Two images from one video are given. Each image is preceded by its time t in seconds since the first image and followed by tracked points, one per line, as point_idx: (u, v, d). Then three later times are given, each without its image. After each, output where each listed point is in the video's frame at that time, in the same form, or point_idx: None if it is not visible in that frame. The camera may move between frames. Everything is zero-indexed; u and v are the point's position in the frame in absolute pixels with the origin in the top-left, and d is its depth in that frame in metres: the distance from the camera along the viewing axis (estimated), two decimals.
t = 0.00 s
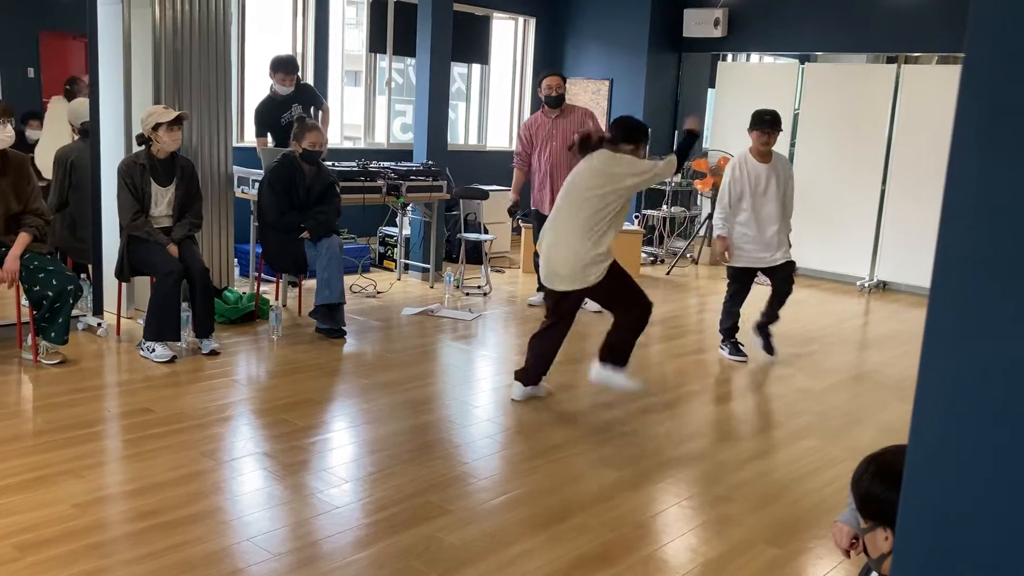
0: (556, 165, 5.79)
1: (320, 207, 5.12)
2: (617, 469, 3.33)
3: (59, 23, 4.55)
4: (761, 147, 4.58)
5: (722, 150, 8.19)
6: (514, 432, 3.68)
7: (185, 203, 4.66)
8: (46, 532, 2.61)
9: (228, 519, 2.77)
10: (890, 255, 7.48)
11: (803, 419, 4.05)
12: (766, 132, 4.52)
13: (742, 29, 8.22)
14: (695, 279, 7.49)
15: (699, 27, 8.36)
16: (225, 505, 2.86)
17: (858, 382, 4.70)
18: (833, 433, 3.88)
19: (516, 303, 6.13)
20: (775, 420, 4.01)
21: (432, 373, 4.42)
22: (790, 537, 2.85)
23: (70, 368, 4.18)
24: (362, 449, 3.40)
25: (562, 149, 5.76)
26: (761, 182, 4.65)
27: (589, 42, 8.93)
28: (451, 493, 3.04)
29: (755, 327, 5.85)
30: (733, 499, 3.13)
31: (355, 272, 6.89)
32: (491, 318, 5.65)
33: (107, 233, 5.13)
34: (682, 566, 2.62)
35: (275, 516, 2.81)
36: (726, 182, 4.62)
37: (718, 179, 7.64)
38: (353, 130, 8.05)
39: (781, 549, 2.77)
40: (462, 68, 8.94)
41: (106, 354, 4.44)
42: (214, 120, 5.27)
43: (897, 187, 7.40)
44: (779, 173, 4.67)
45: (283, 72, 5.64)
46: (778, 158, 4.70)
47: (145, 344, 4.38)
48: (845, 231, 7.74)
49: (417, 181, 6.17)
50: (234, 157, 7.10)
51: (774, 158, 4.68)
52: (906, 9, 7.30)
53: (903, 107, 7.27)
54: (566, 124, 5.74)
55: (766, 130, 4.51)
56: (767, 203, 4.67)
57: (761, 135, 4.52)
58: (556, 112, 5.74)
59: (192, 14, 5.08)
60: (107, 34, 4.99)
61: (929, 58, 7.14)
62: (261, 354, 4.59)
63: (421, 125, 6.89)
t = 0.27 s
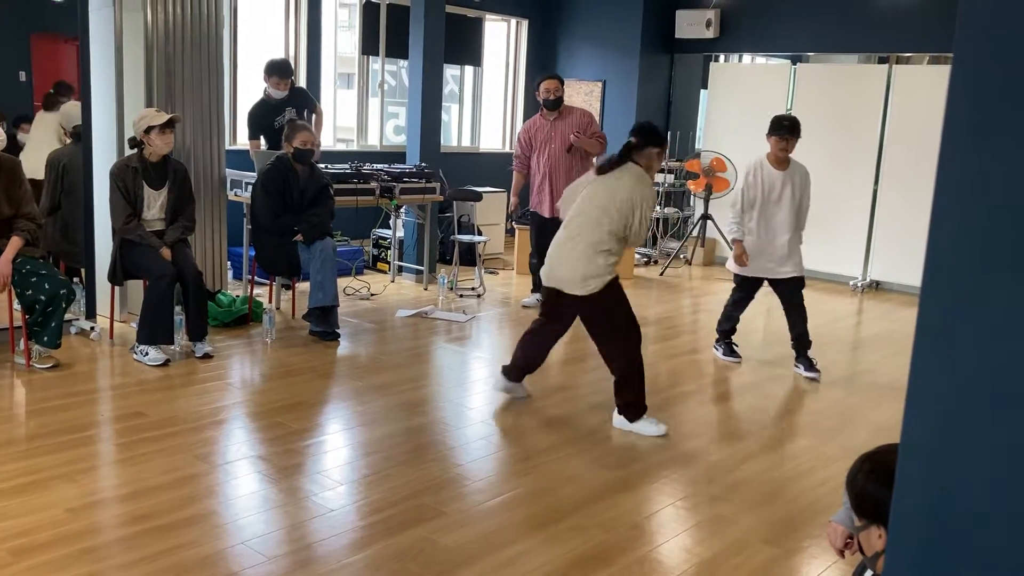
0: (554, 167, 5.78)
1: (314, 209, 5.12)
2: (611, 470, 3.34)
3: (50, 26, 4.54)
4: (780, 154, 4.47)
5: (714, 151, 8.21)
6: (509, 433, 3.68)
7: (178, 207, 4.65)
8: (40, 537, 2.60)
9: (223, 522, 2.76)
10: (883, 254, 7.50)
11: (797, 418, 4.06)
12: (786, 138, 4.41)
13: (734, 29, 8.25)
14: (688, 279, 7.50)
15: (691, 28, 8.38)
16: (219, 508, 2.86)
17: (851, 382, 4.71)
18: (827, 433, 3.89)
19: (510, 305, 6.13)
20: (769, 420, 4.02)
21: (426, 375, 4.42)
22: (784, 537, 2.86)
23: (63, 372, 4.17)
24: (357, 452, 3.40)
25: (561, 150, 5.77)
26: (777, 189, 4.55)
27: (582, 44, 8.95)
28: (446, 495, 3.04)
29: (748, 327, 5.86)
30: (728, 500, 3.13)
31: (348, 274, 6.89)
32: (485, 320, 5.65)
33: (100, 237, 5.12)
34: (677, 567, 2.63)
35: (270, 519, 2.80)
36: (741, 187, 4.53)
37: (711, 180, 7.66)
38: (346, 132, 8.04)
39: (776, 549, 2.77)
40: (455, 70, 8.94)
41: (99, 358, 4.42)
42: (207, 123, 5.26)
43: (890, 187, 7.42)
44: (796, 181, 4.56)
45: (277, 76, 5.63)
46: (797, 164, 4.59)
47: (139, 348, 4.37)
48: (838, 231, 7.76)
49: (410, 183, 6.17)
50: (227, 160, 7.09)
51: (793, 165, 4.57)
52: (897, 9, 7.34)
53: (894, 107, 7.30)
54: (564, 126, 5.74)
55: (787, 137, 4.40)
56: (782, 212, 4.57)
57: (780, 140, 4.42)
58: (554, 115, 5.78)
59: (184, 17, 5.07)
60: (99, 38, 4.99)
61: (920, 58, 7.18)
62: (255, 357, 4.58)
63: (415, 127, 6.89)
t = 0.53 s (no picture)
0: (556, 169, 5.81)
1: (305, 213, 5.12)
2: (604, 472, 3.34)
3: (39, 31, 4.51)
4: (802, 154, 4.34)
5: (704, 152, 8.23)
6: (502, 436, 3.68)
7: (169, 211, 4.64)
8: (31, 543, 2.59)
9: (215, 526, 2.76)
10: (873, 254, 7.52)
11: (789, 418, 4.07)
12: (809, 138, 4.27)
13: (724, 31, 8.27)
14: (680, 280, 7.51)
15: (681, 30, 8.40)
16: (212, 513, 2.85)
17: (843, 381, 4.73)
18: (819, 432, 3.90)
19: (503, 307, 6.13)
20: (762, 420, 4.03)
21: (419, 378, 4.42)
22: (777, 536, 2.86)
23: (54, 377, 4.15)
24: (349, 455, 3.39)
25: (564, 152, 5.80)
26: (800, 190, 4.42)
27: (573, 46, 8.96)
28: (439, 498, 3.04)
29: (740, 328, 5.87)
30: (721, 500, 3.14)
31: (340, 277, 6.88)
32: (477, 322, 5.65)
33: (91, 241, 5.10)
34: (671, 567, 2.63)
35: (263, 523, 2.80)
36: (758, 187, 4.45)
37: (702, 181, 7.67)
38: (337, 136, 8.03)
39: (769, 548, 2.78)
40: (446, 72, 8.95)
41: (90, 363, 4.41)
42: (197, 127, 5.24)
43: (879, 187, 7.45)
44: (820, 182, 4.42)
45: (268, 78, 5.61)
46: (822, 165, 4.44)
47: (130, 352, 4.35)
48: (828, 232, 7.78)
49: (402, 186, 6.17)
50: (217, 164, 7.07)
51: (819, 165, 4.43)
52: (885, 10, 7.38)
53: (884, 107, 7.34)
54: (571, 128, 5.76)
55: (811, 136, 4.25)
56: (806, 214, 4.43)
57: (803, 140, 4.27)
58: (562, 115, 5.80)
59: (174, 20, 5.07)
60: (88, 42, 4.98)
61: (909, 58, 7.22)
62: (246, 360, 4.57)
63: (406, 130, 6.89)
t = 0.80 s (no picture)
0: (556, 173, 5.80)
1: (297, 216, 5.10)
2: (596, 473, 3.35)
3: (28, 36, 4.51)
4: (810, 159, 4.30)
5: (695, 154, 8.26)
6: (494, 438, 3.68)
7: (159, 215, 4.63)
8: (24, 549, 2.59)
9: (207, 531, 2.76)
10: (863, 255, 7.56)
11: (780, 418, 4.09)
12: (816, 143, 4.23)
13: (713, 32, 8.29)
14: (671, 281, 7.54)
15: (670, 32, 8.43)
16: (204, 517, 2.85)
17: (833, 381, 4.75)
18: (810, 432, 3.91)
19: (495, 309, 6.14)
20: (753, 420, 4.04)
21: (411, 381, 4.42)
22: (769, 536, 2.88)
23: (44, 383, 4.14)
24: (342, 459, 3.39)
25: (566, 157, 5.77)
26: (810, 196, 4.35)
27: (563, 49, 8.98)
28: (431, 501, 3.05)
29: (731, 328, 5.89)
30: (713, 500, 3.15)
31: (332, 281, 6.88)
32: (469, 324, 5.66)
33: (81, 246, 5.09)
34: (663, 568, 2.64)
35: (255, 527, 2.80)
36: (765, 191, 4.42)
37: (692, 182, 7.70)
38: (327, 139, 8.03)
39: (760, 548, 2.79)
40: (436, 75, 8.96)
41: (81, 368, 4.40)
42: (187, 132, 5.24)
43: (869, 187, 7.48)
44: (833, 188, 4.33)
45: (258, 83, 5.63)
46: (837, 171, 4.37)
47: (121, 357, 4.34)
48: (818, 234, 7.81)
49: (392, 189, 6.18)
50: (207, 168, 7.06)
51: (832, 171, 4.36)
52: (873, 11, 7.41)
53: (873, 108, 7.37)
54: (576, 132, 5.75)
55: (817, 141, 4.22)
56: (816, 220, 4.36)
57: (806, 144, 4.26)
58: (568, 120, 5.77)
59: (163, 25, 5.06)
60: (77, 47, 4.97)
61: (898, 59, 7.26)
62: (238, 365, 4.57)
63: (396, 134, 6.89)
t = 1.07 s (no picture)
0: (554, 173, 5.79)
1: (287, 218, 5.09)
2: (589, 474, 3.34)
3: (17, 39, 4.49)
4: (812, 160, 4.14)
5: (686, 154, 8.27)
6: (487, 440, 3.67)
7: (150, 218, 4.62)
8: (14, 555, 2.57)
9: (197, 536, 2.74)
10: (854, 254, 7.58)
11: (772, 418, 4.09)
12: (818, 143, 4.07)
13: (704, 33, 8.31)
14: (663, 282, 7.54)
15: (661, 33, 8.44)
16: (196, 521, 2.83)
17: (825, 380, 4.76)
18: (802, 432, 3.92)
19: (487, 311, 6.13)
20: (746, 420, 4.04)
21: (403, 383, 4.41)
22: (762, 536, 2.87)
23: (34, 387, 4.12)
24: (334, 462, 3.38)
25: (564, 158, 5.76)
26: (814, 199, 4.20)
27: (554, 50, 8.99)
28: (424, 503, 3.03)
29: (723, 328, 5.90)
30: (706, 500, 3.15)
31: (324, 283, 6.87)
32: (462, 326, 5.65)
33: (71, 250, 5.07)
34: (656, 569, 2.63)
35: (245, 532, 2.78)
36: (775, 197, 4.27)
37: (684, 183, 7.71)
38: (319, 141, 8.02)
39: (754, 548, 2.79)
40: (428, 77, 8.95)
41: (71, 372, 4.38)
42: (177, 134, 5.23)
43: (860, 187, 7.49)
44: (839, 190, 4.17)
45: (248, 84, 5.61)
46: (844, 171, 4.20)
47: (111, 361, 4.32)
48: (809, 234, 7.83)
49: (384, 191, 6.18)
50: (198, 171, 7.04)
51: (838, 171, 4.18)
52: (863, 12, 7.43)
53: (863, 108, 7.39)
54: (574, 133, 5.74)
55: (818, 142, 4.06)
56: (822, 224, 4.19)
57: (807, 144, 4.12)
58: (567, 121, 5.77)
59: (152, 27, 5.04)
60: (66, 50, 4.95)
61: (888, 59, 7.28)
62: (229, 368, 4.55)
63: (388, 136, 6.88)
